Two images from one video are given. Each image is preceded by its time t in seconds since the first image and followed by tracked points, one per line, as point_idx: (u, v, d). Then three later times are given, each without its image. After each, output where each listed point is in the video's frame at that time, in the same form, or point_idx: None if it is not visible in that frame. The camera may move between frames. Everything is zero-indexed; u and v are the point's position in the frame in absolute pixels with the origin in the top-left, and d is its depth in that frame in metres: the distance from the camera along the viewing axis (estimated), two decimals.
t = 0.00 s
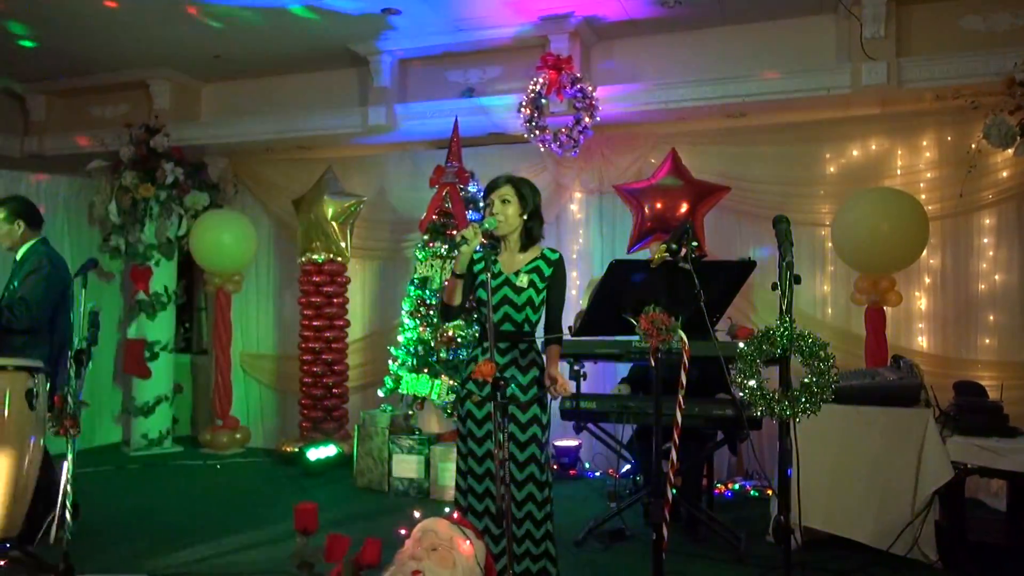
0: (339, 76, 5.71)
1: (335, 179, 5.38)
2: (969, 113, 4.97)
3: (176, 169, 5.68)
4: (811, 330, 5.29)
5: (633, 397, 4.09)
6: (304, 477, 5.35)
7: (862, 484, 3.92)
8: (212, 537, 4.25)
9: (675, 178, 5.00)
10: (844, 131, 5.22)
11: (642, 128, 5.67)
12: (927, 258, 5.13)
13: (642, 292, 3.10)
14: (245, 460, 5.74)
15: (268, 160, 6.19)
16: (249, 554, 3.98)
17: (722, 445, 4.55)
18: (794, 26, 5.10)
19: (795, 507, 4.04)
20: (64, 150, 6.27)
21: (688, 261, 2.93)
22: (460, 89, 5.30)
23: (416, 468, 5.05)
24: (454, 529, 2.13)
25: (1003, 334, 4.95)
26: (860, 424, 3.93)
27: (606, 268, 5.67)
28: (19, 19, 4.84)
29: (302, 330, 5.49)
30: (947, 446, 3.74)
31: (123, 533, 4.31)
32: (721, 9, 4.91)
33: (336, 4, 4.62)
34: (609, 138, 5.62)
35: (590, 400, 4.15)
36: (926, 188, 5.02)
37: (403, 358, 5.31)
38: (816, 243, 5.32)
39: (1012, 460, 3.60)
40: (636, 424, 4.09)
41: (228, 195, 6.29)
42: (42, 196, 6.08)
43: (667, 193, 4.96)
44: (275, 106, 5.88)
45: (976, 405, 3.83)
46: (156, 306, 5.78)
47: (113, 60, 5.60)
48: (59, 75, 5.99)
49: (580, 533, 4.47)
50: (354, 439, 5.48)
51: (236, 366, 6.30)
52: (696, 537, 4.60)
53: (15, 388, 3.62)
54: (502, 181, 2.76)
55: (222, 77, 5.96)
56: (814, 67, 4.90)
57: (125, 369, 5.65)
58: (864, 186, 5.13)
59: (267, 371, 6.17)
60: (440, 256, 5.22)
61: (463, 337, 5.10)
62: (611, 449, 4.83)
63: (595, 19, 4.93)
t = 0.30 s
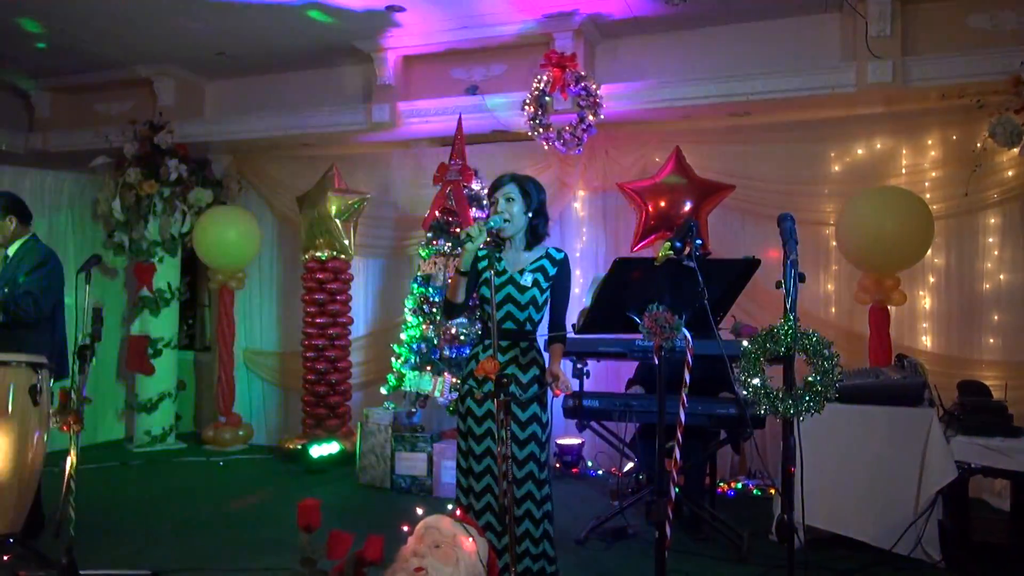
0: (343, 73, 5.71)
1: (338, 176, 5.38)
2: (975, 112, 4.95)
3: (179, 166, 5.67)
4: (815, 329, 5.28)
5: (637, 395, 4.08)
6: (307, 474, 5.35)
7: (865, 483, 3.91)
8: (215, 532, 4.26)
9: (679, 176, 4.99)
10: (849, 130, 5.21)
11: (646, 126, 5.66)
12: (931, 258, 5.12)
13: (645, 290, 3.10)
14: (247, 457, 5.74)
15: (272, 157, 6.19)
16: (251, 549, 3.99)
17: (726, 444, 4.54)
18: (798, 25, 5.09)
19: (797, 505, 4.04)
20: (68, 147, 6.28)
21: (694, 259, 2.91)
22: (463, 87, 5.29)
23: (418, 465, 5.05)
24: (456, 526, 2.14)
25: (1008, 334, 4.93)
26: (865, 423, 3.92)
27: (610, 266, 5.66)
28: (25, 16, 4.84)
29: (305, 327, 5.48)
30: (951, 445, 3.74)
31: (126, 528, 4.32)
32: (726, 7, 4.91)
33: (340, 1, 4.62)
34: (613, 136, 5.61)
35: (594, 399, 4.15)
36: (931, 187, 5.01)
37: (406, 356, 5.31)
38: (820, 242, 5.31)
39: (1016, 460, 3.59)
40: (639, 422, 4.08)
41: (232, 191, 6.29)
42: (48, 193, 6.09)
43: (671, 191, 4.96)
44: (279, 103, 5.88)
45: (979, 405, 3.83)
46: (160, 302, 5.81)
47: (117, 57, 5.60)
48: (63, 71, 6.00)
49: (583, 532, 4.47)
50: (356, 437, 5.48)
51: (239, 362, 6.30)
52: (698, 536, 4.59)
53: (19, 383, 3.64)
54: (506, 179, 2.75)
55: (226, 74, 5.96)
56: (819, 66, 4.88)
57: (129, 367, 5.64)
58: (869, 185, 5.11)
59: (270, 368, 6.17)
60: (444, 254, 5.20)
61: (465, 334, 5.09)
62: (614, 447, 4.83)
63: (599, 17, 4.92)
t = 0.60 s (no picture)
0: (347, 71, 5.71)
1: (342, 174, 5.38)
2: (980, 110, 4.93)
3: (183, 164, 5.65)
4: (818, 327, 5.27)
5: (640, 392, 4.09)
6: (310, 471, 5.36)
7: (869, 481, 3.91)
8: (219, 529, 4.28)
9: (683, 174, 4.98)
10: (854, 128, 5.20)
11: (650, 124, 5.66)
12: (935, 256, 5.11)
13: (648, 288, 3.10)
14: (251, 454, 5.75)
15: (276, 155, 6.19)
16: (255, 546, 4.00)
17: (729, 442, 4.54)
18: (803, 22, 5.08)
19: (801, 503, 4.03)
20: (73, 144, 6.30)
21: (697, 257, 2.92)
22: (467, 85, 5.29)
23: (422, 463, 5.06)
24: (460, 524, 2.15)
25: (1012, 332, 4.92)
26: (871, 422, 3.91)
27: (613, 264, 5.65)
28: (30, 14, 4.85)
29: (309, 324, 5.48)
30: (955, 444, 3.75)
31: (130, 525, 4.34)
32: (730, 5, 4.90)
33: None
34: (617, 134, 5.60)
35: (597, 396, 4.15)
36: (936, 185, 4.99)
37: (410, 354, 5.33)
38: (824, 240, 5.30)
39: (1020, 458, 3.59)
40: (644, 420, 4.08)
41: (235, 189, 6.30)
42: (53, 191, 6.11)
43: (675, 189, 4.95)
44: (283, 101, 5.88)
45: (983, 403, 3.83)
46: (163, 300, 5.80)
47: (122, 55, 5.62)
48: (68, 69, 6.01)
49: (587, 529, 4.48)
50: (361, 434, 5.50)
51: (242, 360, 6.31)
52: (701, 534, 4.60)
53: (23, 380, 3.66)
54: (512, 178, 2.79)
55: (230, 72, 5.97)
56: (823, 63, 4.87)
57: (132, 363, 5.68)
58: (874, 182, 5.10)
59: (274, 365, 6.18)
60: (447, 252, 5.22)
61: (469, 332, 5.04)
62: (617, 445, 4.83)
63: (603, 14, 4.92)
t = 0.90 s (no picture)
0: (350, 68, 5.70)
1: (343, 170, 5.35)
2: (983, 107, 4.92)
3: (186, 160, 5.65)
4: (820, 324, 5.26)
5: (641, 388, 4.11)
6: (312, 467, 5.37)
7: (872, 479, 3.90)
8: (221, 525, 4.28)
9: (686, 172, 4.97)
10: (857, 126, 5.19)
11: (652, 121, 5.64)
12: (938, 254, 5.10)
13: (649, 284, 3.10)
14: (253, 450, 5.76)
15: (278, 151, 6.18)
16: (256, 542, 4.01)
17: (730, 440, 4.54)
18: (806, 19, 5.07)
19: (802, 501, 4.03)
20: (75, 141, 6.30)
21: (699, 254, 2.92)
22: (469, 81, 5.29)
23: (424, 459, 5.07)
24: (461, 520, 2.15)
25: (1015, 330, 4.92)
26: (874, 420, 3.91)
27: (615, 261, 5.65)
28: (33, 10, 4.85)
29: (311, 321, 5.47)
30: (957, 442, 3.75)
31: (132, 520, 4.35)
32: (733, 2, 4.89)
33: None
34: (621, 131, 5.59)
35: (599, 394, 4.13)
36: (939, 183, 4.98)
37: (412, 351, 5.34)
38: (826, 238, 5.29)
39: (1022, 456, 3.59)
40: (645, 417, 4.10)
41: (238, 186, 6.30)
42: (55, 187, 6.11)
43: (678, 186, 4.94)
44: (285, 97, 5.87)
45: (986, 401, 3.83)
46: (165, 296, 5.76)
47: (124, 51, 5.61)
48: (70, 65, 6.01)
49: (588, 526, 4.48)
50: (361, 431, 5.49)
51: (244, 356, 6.31)
52: (702, 532, 4.60)
53: (26, 376, 3.67)
54: (520, 176, 2.83)
55: (233, 68, 5.96)
56: (827, 61, 4.86)
57: (133, 359, 5.68)
58: (877, 180, 5.09)
59: (276, 362, 6.18)
60: (449, 248, 5.19)
61: (471, 328, 5.10)
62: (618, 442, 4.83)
63: (606, 11, 4.91)
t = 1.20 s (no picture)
0: (352, 64, 5.69)
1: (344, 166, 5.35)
2: (986, 105, 4.92)
3: (187, 155, 5.61)
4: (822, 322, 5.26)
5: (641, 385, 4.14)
6: (313, 462, 5.37)
7: (875, 476, 3.91)
8: (222, 520, 4.29)
9: (687, 169, 4.98)
10: (858, 123, 5.18)
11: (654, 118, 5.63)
12: (939, 251, 5.10)
13: (651, 281, 3.09)
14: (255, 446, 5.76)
15: (279, 147, 6.16)
16: (258, 537, 4.02)
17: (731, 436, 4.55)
18: (808, 16, 5.06)
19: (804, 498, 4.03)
20: (76, 136, 6.29)
21: (701, 250, 2.96)
22: (471, 77, 5.27)
23: (423, 455, 5.07)
24: (463, 517, 2.14)
25: (1016, 328, 4.92)
26: (874, 416, 3.92)
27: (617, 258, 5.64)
28: (33, 5, 4.85)
29: (313, 317, 5.47)
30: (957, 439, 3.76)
31: (134, 515, 4.36)
32: None
33: None
34: (622, 128, 5.58)
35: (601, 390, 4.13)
36: (940, 180, 4.98)
37: (412, 347, 5.34)
38: (827, 234, 5.29)
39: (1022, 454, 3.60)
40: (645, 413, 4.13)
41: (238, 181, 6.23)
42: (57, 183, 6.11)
43: (680, 183, 4.94)
44: (286, 93, 5.85)
45: (986, 399, 3.84)
46: (166, 291, 5.80)
47: (126, 46, 5.60)
48: (71, 60, 6.00)
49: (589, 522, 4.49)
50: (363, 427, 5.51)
51: (246, 351, 6.31)
52: (703, 529, 4.61)
53: (27, 371, 3.67)
54: (526, 175, 2.76)
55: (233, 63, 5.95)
56: (829, 58, 4.85)
57: (135, 355, 5.66)
58: (878, 177, 5.08)
59: (277, 358, 6.18)
60: (449, 244, 5.23)
61: (472, 324, 5.14)
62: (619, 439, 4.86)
63: (608, 7, 4.90)
